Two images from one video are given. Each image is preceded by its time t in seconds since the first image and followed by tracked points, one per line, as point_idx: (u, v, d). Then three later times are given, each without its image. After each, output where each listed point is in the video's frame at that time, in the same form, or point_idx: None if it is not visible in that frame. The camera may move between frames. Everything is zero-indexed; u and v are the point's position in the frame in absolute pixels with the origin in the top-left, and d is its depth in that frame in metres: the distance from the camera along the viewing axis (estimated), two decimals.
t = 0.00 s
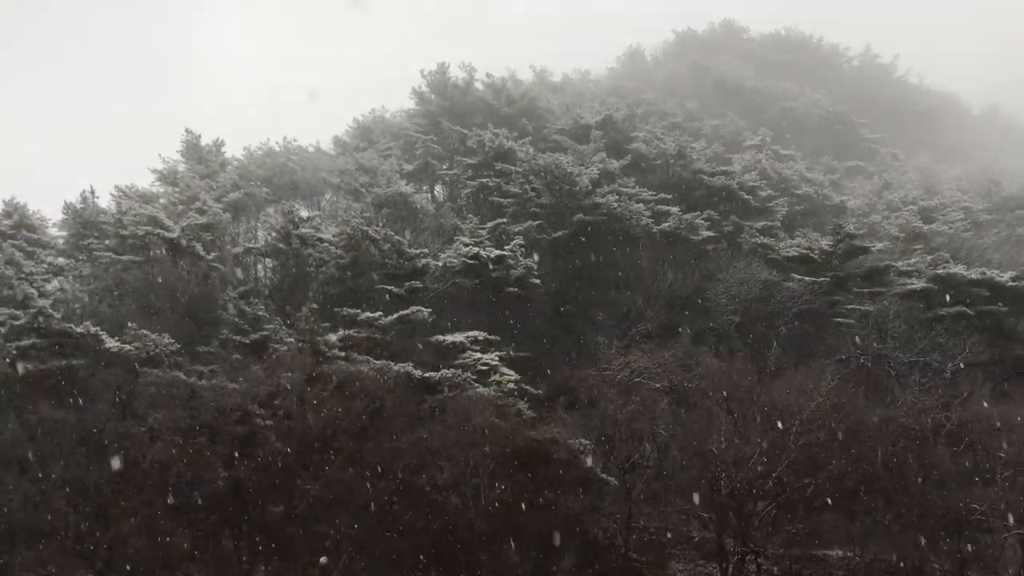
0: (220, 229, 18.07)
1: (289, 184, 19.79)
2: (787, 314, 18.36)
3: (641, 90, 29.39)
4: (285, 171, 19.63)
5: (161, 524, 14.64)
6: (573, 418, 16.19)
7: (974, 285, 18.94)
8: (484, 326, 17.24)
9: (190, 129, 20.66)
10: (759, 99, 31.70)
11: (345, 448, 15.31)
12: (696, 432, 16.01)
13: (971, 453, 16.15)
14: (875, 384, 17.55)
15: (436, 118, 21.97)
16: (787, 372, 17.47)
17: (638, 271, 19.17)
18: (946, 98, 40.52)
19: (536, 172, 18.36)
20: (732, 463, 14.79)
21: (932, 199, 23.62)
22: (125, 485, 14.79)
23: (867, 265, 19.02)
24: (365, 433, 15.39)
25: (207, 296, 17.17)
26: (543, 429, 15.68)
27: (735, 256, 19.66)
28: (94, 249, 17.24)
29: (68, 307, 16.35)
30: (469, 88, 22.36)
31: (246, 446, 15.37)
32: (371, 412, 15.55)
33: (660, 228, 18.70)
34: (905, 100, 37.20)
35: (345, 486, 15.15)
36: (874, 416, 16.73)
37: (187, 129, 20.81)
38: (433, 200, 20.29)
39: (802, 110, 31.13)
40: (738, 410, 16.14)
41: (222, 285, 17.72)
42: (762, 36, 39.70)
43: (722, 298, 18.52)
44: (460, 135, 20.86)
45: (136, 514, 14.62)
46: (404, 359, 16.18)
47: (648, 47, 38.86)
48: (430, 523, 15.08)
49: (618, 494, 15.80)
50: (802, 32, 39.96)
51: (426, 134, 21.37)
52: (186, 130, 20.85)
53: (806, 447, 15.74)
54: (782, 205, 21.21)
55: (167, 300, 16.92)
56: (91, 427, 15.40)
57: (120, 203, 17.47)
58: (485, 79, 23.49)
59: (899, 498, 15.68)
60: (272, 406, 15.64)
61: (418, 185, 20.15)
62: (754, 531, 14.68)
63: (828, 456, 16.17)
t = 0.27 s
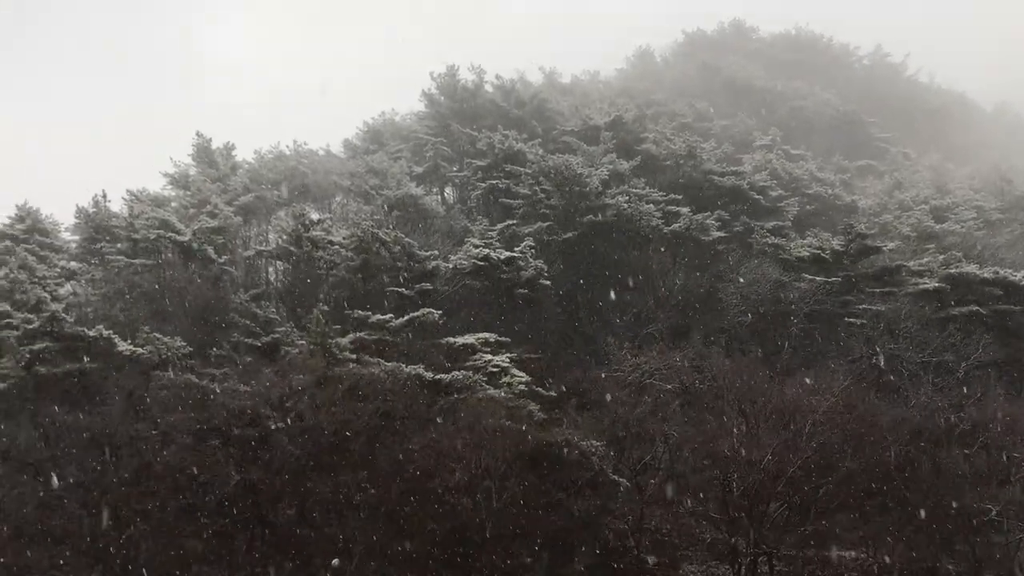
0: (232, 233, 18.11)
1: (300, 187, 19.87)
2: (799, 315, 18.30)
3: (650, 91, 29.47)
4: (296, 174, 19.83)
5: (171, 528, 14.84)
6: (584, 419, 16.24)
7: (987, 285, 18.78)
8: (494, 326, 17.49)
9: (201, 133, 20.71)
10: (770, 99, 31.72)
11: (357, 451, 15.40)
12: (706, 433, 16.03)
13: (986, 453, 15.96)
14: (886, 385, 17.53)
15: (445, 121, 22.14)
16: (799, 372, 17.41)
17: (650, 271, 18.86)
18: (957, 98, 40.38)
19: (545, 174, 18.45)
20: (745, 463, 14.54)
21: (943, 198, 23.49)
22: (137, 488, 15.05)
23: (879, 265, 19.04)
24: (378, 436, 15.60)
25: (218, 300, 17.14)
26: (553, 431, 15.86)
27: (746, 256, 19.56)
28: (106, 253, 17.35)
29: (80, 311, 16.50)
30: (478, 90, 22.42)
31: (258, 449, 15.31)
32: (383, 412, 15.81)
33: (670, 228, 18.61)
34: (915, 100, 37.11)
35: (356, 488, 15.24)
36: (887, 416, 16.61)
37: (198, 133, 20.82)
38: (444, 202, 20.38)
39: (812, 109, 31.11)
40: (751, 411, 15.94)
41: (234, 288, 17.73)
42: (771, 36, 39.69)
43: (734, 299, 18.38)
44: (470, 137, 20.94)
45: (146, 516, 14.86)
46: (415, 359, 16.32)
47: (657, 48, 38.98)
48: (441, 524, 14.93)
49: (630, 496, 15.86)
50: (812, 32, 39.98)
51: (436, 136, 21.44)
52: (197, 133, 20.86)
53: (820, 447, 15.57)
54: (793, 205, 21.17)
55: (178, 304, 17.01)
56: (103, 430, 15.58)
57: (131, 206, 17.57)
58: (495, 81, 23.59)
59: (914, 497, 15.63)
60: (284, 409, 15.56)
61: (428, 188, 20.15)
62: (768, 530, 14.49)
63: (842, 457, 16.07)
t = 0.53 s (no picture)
0: (244, 235, 18.32)
1: (312, 188, 19.98)
2: (812, 313, 18.40)
3: (661, 89, 29.44)
4: (307, 176, 19.93)
5: (187, 527, 15.13)
6: (597, 418, 16.07)
7: (1003, 282, 18.58)
8: (506, 326, 17.46)
9: (214, 135, 20.88)
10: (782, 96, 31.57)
11: (369, 450, 15.27)
12: (719, 431, 15.95)
13: (1002, 451, 15.83)
14: (899, 381, 17.29)
15: (457, 121, 22.19)
16: (814, 371, 17.32)
17: (663, 271, 18.99)
18: (971, 94, 40.09)
19: (557, 173, 18.30)
20: (757, 461, 14.84)
21: (958, 196, 23.34)
22: (153, 488, 15.09)
23: (893, 262, 19.07)
24: (390, 435, 15.38)
25: (232, 301, 17.24)
26: (566, 430, 15.57)
27: (759, 254, 19.49)
28: (120, 254, 17.38)
29: (96, 312, 16.60)
30: (489, 90, 22.42)
31: (272, 449, 15.39)
32: (394, 412, 15.42)
33: (682, 227, 18.62)
34: (929, 96, 36.89)
35: (370, 487, 15.34)
36: (901, 414, 16.36)
37: (210, 135, 20.97)
38: (455, 202, 20.49)
39: (823, 107, 31.10)
40: (765, 410, 16.00)
41: (247, 289, 17.75)
42: (783, 34, 39.54)
43: (748, 297, 18.37)
44: (481, 137, 21.04)
45: (163, 515, 15.02)
46: (427, 360, 16.26)
47: (668, 47, 38.98)
48: (456, 523, 15.30)
49: (645, 495, 16.08)
50: (824, 29, 39.83)
51: (447, 137, 21.54)
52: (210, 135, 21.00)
53: (834, 447, 15.54)
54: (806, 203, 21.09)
55: (192, 305, 17.06)
56: (119, 432, 15.52)
57: (145, 208, 17.74)
58: (506, 81, 23.63)
59: (930, 498, 15.60)
60: (298, 409, 15.53)
61: (440, 188, 20.36)
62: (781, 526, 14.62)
63: (857, 457, 15.86)
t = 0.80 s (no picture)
0: (259, 232, 18.40)
1: (325, 185, 19.97)
2: (827, 309, 18.23)
3: (673, 84, 29.35)
4: (320, 173, 19.99)
5: (203, 524, 15.01)
6: (610, 414, 16.20)
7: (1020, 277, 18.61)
8: (519, 322, 17.26)
9: (228, 134, 21.04)
10: (794, 90, 31.59)
11: (381, 446, 15.27)
12: (733, 428, 15.57)
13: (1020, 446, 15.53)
14: (915, 377, 17.46)
15: (470, 118, 21.99)
16: (828, 367, 17.26)
17: (676, 266, 19.03)
18: (986, 88, 39.77)
19: (570, 168, 18.20)
20: (773, 458, 14.59)
21: (973, 190, 23.19)
22: (167, 485, 15.10)
23: (908, 257, 19.13)
24: (403, 430, 15.39)
25: (246, 300, 17.24)
26: (579, 426, 15.76)
27: (773, 249, 19.36)
28: (135, 253, 17.52)
29: (111, 310, 16.61)
30: (501, 86, 22.61)
31: (285, 445, 15.41)
32: (407, 409, 15.57)
33: (695, 224, 18.58)
34: (943, 91, 36.64)
35: (385, 485, 15.14)
36: (916, 410, 16.45)
37: (224, 133, 21.08)
38: (467, 199, 20.43)
39: (836, 101, 30.98)
40: (780, 406, 15.75)
41: (261, 286, 17.89)
42: (796, 28, 39.35)
43: (760, 294, 18.14)
44: (494, 134, 21.05)
45: (181, 513, 14.97)
46: (440, 358, 16.19)
47: (680, 42, 38.88)
48: (468, 520, 15.23)
49: (659, 491, 16.06)
50: (837, 23, 39.60)
51: (459, 133, 21.51)
52: (224, 133, 21.07)
53: (851, 442, 15.31)
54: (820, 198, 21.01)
55: (207, 303, 17.07)
56: (135, 429, 15.67)
57: (160, 206, 17.92)
58: (517, 78, 23.71)
59: (947, 496, 15.15)
60: (311, 405, 15.61)
61: (452, 184, 20.33)
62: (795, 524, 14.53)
63: (874, 452, 15.72)
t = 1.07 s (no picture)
0: (270, 226, 18.54)
1: (335, 180, 20.14)
2: (838, 299, 18.03)
3: (685, 76, 29.22)
4: (330, 167, 20.10)
5: (218, 517, 15.11)
6: (622, 409, 16.13)
7: None
8: (530, 316, 17.22)
9: (239, 130, 21.56)
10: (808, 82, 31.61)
11: (395, 441, 15.39)
12: (746, 422, 15.61)
13: None
14: (930, 370, 17.21)
15: (479, 111, 22.52)
16: (841, 360, 17.17)
17: (687, 260, 19.09)
18: (1000, 79, 39.42)
19: (580, 161, 18.30)
20: (785, 451, 14.48)
21: (988, 181, 23.04)
22: (181, 478, 15.26)
23: (921, 249, 18.87)
24: (416, 424, 15.53)
25: (258, 292, 17.34)
26: (591, 419, 15.66)
27: (785, 242, 19.33)
28: (148, 248, 17.65)
29: (124, 304, 16.60)
30: (512, 79, 22.91)
31: (299, 440, 15.49)
32: (419, 404, 15.61)
33: (709, 216, 18.59)
34: (956, 81, 36.39)
35: (396, 478, 15.28)
36: (929, 402, 16.21)
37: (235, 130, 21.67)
38: (478, 192, 20.58)
39: (849, 92, 30.92)
40: (791, 398, 15.65)
41: (273, 279, 18.09)
42: (809, 18, 39.05)
43: (773, 285, 18.27)
44: (504, 127, 21.15)
45: (195, 506, 15.12)
46: (451, 351, 16.10)
47: (692, 34, 38.76)
48: (483, 514, 15.29)
49: (671, 484, 15.92)
50: (849, 13, 39.31)
51: (470, 127, 21.75)
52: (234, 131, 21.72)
53: (862, 435, 15.44)
54: (831, 190, 20.97)
55: (217, 297, 17.10)
56: (149, 422, 15.80)
57: (172, 201, 18.02)
58: (528, 69, 23.84)
59: (959, 486, 15.56)
60: (324, 399, 15.66)
61: (463, 178, 20.43)
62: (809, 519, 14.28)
63: (886, 446, 15.73)
